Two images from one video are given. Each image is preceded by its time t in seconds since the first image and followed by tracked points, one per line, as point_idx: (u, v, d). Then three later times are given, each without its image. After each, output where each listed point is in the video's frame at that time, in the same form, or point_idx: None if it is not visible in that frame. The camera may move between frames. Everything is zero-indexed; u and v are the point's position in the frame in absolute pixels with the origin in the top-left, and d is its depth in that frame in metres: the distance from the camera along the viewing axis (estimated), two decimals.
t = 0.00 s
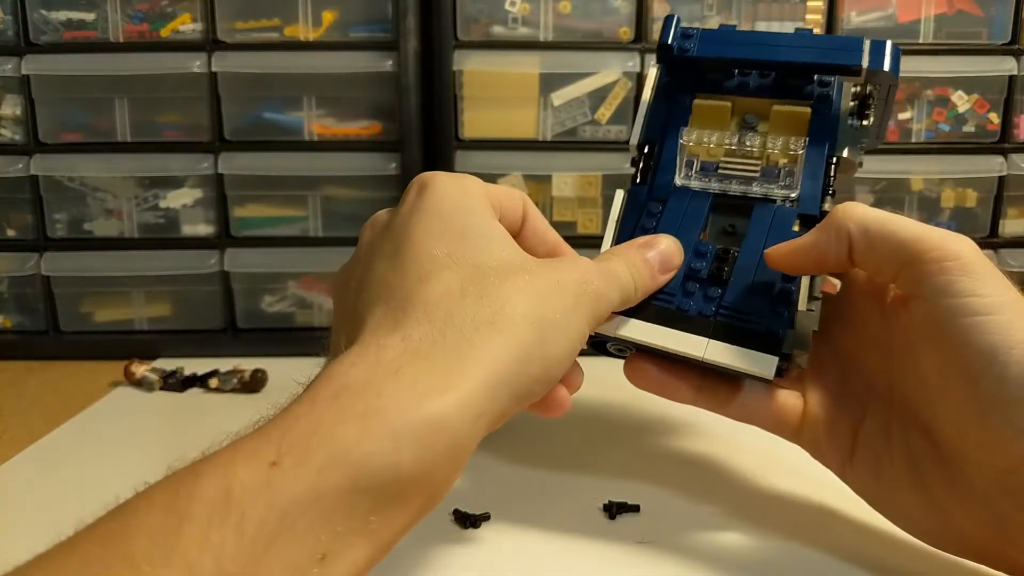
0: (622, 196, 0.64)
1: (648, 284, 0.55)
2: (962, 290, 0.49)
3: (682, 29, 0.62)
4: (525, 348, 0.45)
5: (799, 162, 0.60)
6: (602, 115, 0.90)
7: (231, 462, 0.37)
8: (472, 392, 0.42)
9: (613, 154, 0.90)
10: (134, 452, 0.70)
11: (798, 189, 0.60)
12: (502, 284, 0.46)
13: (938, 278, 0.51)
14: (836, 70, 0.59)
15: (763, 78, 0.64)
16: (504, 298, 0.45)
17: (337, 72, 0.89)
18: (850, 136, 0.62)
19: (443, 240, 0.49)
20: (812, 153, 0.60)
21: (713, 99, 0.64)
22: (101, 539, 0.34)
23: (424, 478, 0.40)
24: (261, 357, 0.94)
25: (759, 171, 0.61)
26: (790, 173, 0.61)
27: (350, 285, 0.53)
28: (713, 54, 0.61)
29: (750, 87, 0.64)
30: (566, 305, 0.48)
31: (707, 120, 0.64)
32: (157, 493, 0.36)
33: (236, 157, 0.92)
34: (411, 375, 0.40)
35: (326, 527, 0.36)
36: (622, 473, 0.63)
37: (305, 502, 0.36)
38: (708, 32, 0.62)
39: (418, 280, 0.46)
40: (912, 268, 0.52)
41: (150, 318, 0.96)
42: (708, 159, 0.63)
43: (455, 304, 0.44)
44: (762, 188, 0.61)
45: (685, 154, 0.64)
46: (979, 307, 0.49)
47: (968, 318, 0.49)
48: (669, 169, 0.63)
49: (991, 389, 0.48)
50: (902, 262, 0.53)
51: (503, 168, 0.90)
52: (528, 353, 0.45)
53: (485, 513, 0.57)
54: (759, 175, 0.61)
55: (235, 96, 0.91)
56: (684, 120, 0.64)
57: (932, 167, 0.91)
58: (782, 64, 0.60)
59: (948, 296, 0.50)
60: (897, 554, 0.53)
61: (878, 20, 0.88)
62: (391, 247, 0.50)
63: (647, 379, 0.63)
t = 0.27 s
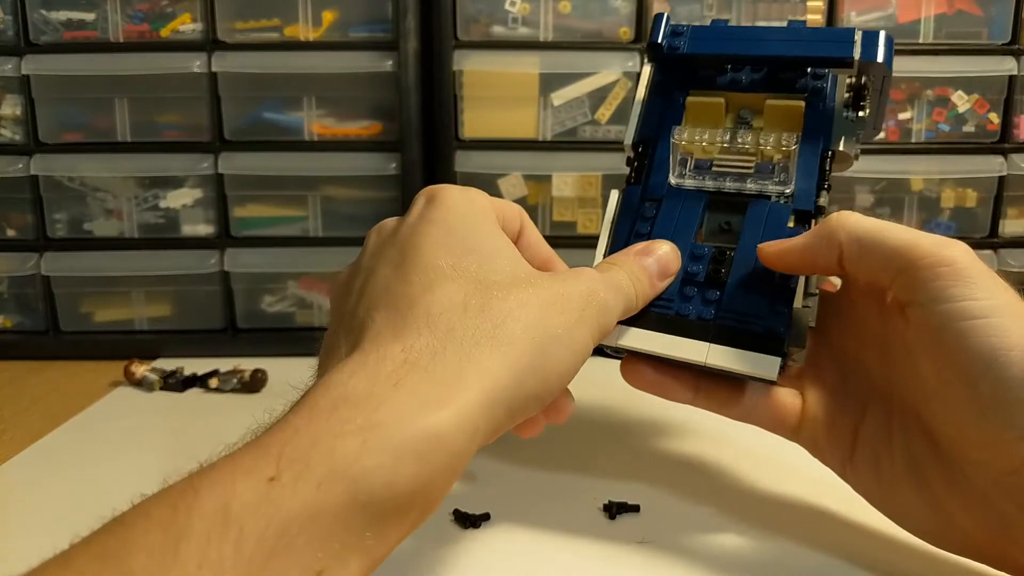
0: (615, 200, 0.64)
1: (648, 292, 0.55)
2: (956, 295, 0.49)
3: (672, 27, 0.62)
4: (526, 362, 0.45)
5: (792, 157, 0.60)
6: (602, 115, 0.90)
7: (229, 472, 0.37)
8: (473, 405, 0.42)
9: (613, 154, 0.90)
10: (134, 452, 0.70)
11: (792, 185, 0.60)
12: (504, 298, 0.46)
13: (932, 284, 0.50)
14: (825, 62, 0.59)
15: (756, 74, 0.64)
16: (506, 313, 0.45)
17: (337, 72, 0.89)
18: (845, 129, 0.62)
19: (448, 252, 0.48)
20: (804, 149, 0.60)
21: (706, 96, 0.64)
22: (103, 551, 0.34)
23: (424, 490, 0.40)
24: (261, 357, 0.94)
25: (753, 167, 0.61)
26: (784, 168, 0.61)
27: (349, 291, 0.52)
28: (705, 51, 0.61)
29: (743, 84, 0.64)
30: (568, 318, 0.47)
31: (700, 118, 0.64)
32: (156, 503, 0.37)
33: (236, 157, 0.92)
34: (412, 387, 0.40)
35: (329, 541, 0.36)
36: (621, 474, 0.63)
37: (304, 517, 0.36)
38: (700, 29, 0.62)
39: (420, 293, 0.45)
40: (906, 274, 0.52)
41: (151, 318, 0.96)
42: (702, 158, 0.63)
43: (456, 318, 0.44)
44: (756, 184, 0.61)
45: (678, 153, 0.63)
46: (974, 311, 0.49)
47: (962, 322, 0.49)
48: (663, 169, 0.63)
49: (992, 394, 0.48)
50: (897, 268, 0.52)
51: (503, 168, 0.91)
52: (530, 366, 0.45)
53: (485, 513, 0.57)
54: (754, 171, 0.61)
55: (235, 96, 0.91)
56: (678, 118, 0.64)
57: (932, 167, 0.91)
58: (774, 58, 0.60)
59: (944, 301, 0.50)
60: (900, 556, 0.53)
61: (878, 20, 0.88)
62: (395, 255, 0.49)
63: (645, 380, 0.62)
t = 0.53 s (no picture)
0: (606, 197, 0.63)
1: (653, 286, 0.53)
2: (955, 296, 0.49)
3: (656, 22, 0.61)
4: (533, 371, 0.43)
5: (783, 149, 0.59)
6: (602, 114, 0.90)
7: (232, 481, 0.36)
8: (477, 416, 0.40)
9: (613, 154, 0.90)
10: (135, 452, 0.70)
11: (784, 176, 0.59)
12: (511, 309, 0.44)
13: (932, 285, 0.50)
14: (813, 53, 0.58)
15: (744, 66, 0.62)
16: (512, 323, 0.43)
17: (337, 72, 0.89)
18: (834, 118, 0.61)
19: (456, 261, 0.45)
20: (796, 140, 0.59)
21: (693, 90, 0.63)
22: (105, 556, 0.34)
23: (427, 500, 0.38)
24: (261, 357, 0.94)
25: (744, 160, 0.60)
26: (775, 159, 0.60)
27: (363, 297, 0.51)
28: (690, 45, 0.60)
29: (731, 76, 0.63)
30: (577, 325, 0.45)
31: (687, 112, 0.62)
32: (158, 510, 0.36)
33: (236, 157, 0.92)
34: (415, 399, 0.39)
35: (331, 552, 0.35)
36: (620, 475, 0.64)
37: (308, 528, 0.35)
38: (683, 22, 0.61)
39: (427, 303, 0.43)
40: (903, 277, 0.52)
41: (150, 318, 0.96)
42: (692, 151, 0.62)
43: (461, 330, 0.42)
44: (748, 177, 0.60)
45: (668, 147, 0.62)
46: (975, 312, 0.49)
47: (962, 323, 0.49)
48: (653, 164, 0.62)
49: (996, 395, 0.48)
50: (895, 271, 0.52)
51: (503, 168, 0.91)
52: (537, 376, 0.43)
53: (485, 513, 0.58)
54: (744, 164, 0.60)
55: (235, 96, 0.91)
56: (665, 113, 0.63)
57: (932, 167, 0.91)
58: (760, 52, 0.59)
59: (945, 303, 0.50)
60: (903, 557, 0.53)
61: (878, 20, 0.88)
62: (407, 263, 0.47)
63: (649, 376, 0.61)
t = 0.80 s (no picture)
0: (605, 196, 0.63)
1: (636, 286, 0.52)
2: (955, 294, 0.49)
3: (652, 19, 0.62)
4: (522, 370, 0.42)
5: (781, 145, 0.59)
6: (602, 114, 0.90)
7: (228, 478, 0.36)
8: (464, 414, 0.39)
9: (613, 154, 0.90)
10: (135, 452, 0.70)
11: (783, 173, 0.58)
12: (497, 311, 0.44)
13: (934, 281, 0.50)
14: (811, 46, 0.57)
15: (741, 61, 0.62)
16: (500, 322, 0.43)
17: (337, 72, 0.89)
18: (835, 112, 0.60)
19: (443, 270, 0.45)
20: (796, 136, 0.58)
21: (692, 88, 0.63)
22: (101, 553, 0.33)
23: (421, 500, 0.38)
24: (261, 357, 0.94)
25: (741, 157, 0.60)
26: (773, 156, 0.59)
27: (357, 316, 0.50)
28: (688, 41, 0.60)
29: (730, 70, 0.62)
30: (565, 323, 0.45)
31: (685, 110, 0.62)
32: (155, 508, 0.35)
33: (237, 157, 0.92)
34: (402, 396, 0.38)
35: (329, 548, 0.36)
36: (621, 475, 0.64)
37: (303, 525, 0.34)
38: (681, 20, 0.61)
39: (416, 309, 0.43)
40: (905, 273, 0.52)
41: (150, 318, 0.96)
42: (691, 150, 0.62)
43: (447, 331, 0.42)
44: (745, 174, 0.60)
45: (666, 147, 0.62)
46: (975, 309, 0.49)
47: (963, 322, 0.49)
48: (652, 163, 0.62)
49: (997, 393, 0.48)
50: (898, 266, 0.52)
51: (503, 168, 0.91)
52: (528, 375, 0.43)
53: (485, 513, 0.57)
54: (742, 161, 0.60)
55: (235, 96, 0.91)
56: (664, 112, 0.63)
57: (932, 167, 0.91)
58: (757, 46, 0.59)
59: (947, 299, 0.50)
60: (902, 557, 0.53)
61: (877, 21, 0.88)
62: (399, 278, 0.47)
63: (643, 377, 0.62)
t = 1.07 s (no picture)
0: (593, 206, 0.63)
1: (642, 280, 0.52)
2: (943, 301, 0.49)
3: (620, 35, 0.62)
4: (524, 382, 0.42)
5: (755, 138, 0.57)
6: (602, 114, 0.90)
7: (230, 480, 0.36)
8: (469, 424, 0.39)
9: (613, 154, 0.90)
10: (136, 452, 0.70)
11: (761, 164, 0.57)
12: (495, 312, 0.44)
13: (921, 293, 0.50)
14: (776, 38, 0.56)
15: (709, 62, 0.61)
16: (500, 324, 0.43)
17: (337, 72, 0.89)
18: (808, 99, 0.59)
19: (453, 284, 0.45)
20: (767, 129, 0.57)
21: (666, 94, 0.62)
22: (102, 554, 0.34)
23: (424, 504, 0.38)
24: (261, 357, 0.94)
25: (719, 155, 0.58)
26: (750, 150, 0.58)
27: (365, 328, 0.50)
28: (657, 51, 0.60)
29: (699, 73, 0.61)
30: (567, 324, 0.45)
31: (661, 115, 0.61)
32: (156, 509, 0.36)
33: (237, 157, 0.92)
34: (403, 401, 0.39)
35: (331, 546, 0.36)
36: (621, 475, 0.64)
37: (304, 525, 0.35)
38: (648, 31, 0.61)
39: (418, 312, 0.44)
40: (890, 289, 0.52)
41: (151, 318, 0.96)
42: (672, 154, 0.60)
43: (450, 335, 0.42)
44: (723, 170, 0.58)
45: (645, 154, 0.61)
46: (963, 317, 0.48)
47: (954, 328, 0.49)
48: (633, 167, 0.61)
49: (986, 397, 0.48)
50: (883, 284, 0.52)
51: (503, 168, 0.91)
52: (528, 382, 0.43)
53: (485, 514, 0.58)
54: (720, 159, 0.58)
55: (235, 96, 0.91)
56: (643, 120, 0.62)
57: (932, 167, 0.91)
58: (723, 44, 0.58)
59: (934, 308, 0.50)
60: (902, 557, 0.53)
61: (878, 20, 0.88)
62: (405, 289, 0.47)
63: (641, 373, 0.62)
